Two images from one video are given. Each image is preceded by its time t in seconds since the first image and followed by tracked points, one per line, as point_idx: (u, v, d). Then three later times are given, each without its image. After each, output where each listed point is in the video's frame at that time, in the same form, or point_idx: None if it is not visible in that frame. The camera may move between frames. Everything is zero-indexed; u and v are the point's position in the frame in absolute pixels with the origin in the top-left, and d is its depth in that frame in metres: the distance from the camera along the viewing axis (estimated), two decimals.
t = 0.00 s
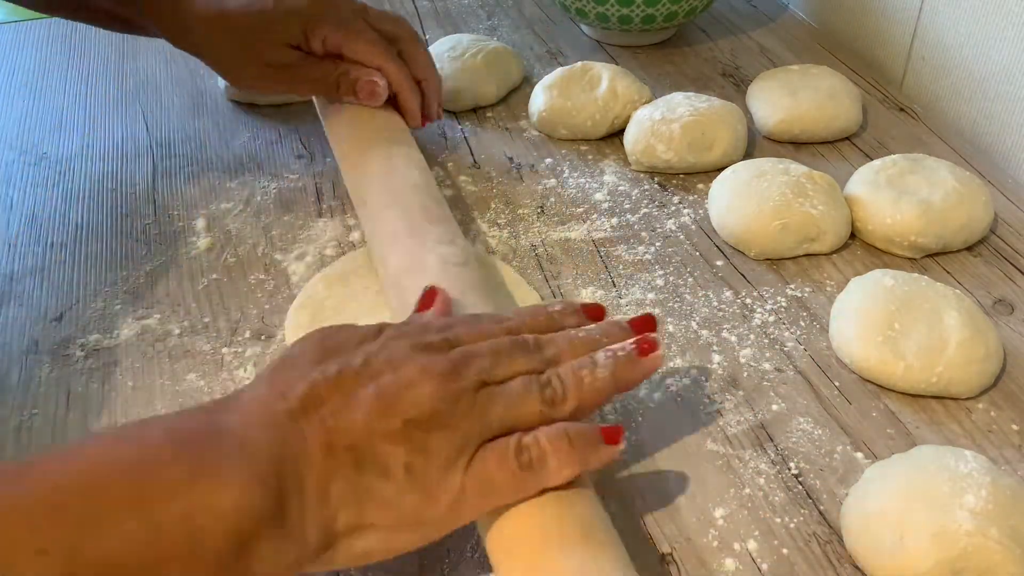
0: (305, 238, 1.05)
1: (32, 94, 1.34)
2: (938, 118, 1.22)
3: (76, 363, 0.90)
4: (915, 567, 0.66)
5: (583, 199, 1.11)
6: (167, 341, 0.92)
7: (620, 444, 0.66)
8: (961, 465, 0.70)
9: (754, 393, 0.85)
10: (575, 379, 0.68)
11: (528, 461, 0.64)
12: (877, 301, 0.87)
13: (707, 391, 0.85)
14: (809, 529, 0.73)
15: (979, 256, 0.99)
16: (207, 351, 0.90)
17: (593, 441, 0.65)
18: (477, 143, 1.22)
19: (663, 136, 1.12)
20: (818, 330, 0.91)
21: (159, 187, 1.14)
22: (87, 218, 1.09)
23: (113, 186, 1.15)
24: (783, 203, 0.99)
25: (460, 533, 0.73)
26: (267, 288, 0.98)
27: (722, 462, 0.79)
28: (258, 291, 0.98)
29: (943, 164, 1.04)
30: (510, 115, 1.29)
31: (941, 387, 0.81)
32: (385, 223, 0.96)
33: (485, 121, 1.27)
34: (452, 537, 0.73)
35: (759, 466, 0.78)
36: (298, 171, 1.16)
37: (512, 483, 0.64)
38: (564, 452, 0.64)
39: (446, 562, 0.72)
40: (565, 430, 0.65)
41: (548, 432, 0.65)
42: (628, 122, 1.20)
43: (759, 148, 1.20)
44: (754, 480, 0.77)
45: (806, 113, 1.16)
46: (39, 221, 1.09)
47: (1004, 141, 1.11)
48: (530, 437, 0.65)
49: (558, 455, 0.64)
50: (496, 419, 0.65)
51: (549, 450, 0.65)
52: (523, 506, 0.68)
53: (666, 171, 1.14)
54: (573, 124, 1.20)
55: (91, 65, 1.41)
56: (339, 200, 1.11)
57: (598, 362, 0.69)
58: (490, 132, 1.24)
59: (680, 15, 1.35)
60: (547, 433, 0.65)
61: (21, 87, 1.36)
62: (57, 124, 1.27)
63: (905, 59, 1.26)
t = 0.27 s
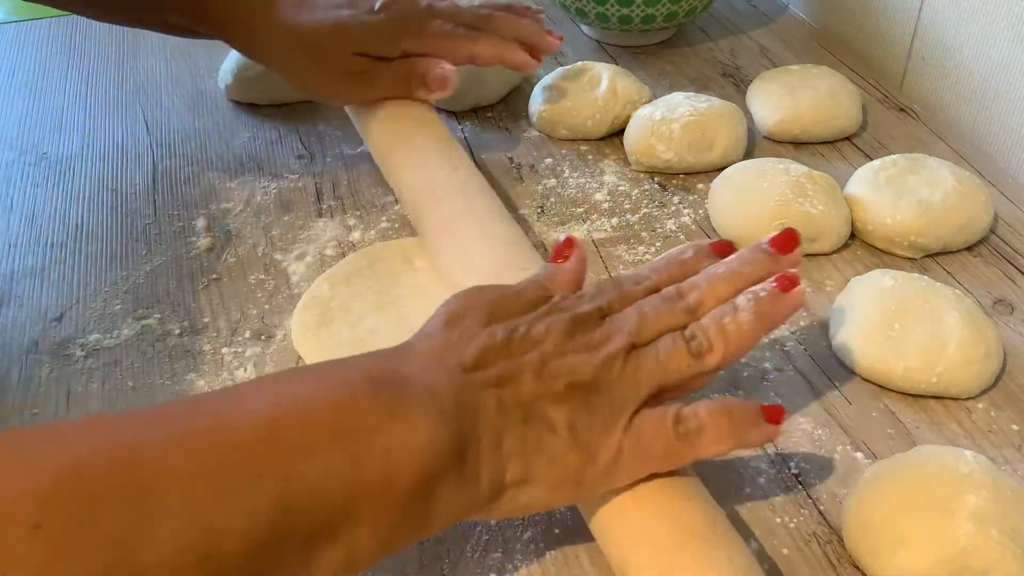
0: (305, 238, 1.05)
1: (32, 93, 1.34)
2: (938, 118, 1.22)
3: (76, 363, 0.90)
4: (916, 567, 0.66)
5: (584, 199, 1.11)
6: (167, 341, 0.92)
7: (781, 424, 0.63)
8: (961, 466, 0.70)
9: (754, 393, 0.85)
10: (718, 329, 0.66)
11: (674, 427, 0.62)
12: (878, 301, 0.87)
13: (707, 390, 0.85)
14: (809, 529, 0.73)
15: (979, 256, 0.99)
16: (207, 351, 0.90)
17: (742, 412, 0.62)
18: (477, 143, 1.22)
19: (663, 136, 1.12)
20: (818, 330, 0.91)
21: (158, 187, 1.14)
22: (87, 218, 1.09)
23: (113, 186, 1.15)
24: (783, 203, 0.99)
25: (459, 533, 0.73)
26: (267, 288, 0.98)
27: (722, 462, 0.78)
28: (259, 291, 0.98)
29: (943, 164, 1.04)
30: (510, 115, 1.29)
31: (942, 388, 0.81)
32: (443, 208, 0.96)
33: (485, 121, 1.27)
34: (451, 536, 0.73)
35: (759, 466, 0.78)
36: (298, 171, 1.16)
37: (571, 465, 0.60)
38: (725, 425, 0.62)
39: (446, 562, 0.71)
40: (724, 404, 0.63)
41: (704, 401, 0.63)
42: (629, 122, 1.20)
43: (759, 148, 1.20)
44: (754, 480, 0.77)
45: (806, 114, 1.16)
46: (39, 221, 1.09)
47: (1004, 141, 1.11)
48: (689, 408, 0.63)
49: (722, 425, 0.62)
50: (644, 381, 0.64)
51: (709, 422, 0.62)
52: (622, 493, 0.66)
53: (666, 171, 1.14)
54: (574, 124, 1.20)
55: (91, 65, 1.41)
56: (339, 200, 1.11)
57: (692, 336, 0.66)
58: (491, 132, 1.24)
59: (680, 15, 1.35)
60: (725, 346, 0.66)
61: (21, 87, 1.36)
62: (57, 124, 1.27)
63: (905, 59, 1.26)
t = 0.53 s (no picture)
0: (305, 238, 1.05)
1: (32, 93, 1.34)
2: (939, 118, 1.22)
3: (76, 363, 0.90)
4: (915, 567, 0.66)
5: (583, 199, 1.11)
6: (167, 341, 0.92)
7: (503, 429, 0.63)
8: (961, 465, 0.70)
9: (754, 393, 0.85)
10: (413, 409, 0.64)
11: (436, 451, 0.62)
12: (877, 301, 0.87)
13: (707, 390, 0.85)
14: (809, 529, 0.73)
15: (979, 256, 0.99)
16: (207, 351, 0.90)
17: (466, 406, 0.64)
18: (477, 143, 1.22)
19: (663, 136, 1.12)
20: (818, 330, 0.91)
21: (158, 187, 1.14)
22: (87, 218, 1.09)
23: (113, 186, 1.15)
24: (783, 203, 0.99)
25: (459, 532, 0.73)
26: (267, 288, 0.98)
27: (722, 462, 0.78)
28: (259, 291, 0.98)
29: (943, 164, 1.04)
30: (509, 115, 1.29)
31: (941, 387, 0.81)
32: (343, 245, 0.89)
33: (484, 121, 1.27)
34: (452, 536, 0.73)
35: (759, 466, 0.78)
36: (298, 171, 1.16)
37: (371, 502, 0.60)
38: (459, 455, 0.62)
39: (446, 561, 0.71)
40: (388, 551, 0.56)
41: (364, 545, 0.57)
42: (628, 123, 1.20)
43: (759, 148, 1.20)
44: (754, 480, 0.77)
45: (806, 113, 1.16)
46: (39, 221, 1.09)
47: (1004, 140, 1.11)
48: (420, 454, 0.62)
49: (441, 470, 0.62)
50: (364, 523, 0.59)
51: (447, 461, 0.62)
52: (442, 501, 0.67)
53: (666, 171, 1.14)
54: (573, 124, 1.20)
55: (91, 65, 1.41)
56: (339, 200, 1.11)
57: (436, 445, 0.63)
58: (490, 133, 1.24)
59: (680, 15, 1.35)
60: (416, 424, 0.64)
61: (21, 87, 1.36)
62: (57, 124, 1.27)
63: (905, 59, 1.26)
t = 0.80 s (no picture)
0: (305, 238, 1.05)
1: (32, 94, 1.34)
2: (939, 118, 1.22)
3: (75, 363, 0.89)
4: (915, 567, 0.66)
5: (583, 199, 1.11)
6: (167, 341, 0.92)
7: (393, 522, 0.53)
8: (961, 466, 0.70)
9: (754, 393, 0.85)
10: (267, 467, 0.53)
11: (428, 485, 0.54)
12: (877, 301, 0.87)
13: (707, 390, 0.85)
14: (809, 529, 0.73)
15: (979, 256, 0.99)
16: (207, 351, 0.90)
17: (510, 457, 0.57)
18: (477, 143, 1.22)
19: (663, 136, 1.12)
20: (818, 330, 0.92)
21: (158, 187, 1.14)
22: (87, 218, 1.09)
23: (113, 186, 1.15)
24: (783, 203, 0.99)
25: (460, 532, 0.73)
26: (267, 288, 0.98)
27: (722, 462, 0.78)
28: (258, 291, 0.98)
29: (943, 164, 1.04)
30: (509, 115, 1.29)
31: (941, 387, 0.81)
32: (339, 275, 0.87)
33: (484, 121, 1.27)
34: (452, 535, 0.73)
35: (759, 466, 0.78)
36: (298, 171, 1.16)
37: None
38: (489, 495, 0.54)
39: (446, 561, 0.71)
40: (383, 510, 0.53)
41: None
42: (628, 122, 1.20)
43: (759, 148, 1.20)
44: (754, 480, 0.77)
45: (806, 113, 1.16)
46: (38, 221, 1.09)
47: (1004, 141, 1.11)
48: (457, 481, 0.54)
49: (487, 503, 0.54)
50: None
51: (476, 496, 0.54)
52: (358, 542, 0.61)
53: (666, 171, 1.14)
54: (573, 124, 1.20)
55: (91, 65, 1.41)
56: (339, 200, 1.11)
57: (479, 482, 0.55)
58: (490, 132, 1.24)
59: (680, 15, 1.35)
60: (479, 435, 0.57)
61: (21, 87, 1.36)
62: (57, 124, 1.27)
63: (905, 59, 1.26)
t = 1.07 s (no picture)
0: (305, 238, 1.05)
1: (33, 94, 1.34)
2: (939, 118, 1.22)
3: (75, 363, 0.89)
4: (915, 567, 0.66)
5: (583, 199, 1.11)
6: (167, 341, 0.92)
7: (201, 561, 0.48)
8: (961, 466, 0.70)
9: (754, 393, 0.85)
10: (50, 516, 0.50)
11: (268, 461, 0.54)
12: (877, 301, 0.87)
13: (707, 390, 0.85)
14: (809, 529, 0.73)
15: (979, 256, 0.99)
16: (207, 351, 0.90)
17: (371, 425, 0.59)
18: (476, 143, 1.22)
19: (663, 136, 1.12)
20: (819, 330, 0.91)
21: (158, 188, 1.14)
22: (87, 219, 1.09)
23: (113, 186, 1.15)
24: (783, 203, 0.99)
25: (460, 532, 0.73)
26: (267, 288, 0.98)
27: (722, 462, 0.78)
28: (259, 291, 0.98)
29: (943, 164, 1.04)
30: (509, 115, 1.29)
31: (941, 387, 0.81)
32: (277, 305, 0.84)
33: (484, 121, 1.27)
34: (452, 535, 0.73)
35: (759, 466, 0.78)
36: (298, 171, 1.16)
37: None
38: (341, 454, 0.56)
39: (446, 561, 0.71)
40: (302, 497, 0.49)
41: None
42: (628, 122, 1.20)
43: (759, 148, 1.20)
44: (754, 480, 0.77)
45: (806, 113, 1.16)
46: (38, 220, 1.09)
47: (1004, 141, 1.11)
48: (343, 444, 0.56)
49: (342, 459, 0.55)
50: None
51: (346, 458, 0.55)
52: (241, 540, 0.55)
53: (666, 171, 1.14)
54: (573, 124, 1.20)
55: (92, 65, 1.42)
56: (339, 200, 1.11)
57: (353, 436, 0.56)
58: (490, 133, 1.24)
59: (680, 15, 1.35)
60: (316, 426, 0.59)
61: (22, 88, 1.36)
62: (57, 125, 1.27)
63: (906, 59, 1.26)
